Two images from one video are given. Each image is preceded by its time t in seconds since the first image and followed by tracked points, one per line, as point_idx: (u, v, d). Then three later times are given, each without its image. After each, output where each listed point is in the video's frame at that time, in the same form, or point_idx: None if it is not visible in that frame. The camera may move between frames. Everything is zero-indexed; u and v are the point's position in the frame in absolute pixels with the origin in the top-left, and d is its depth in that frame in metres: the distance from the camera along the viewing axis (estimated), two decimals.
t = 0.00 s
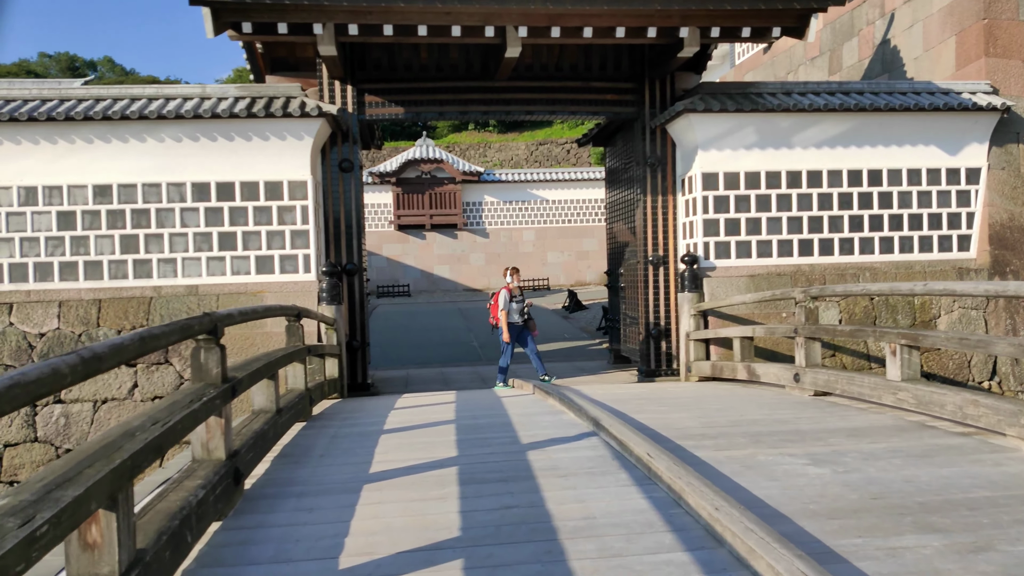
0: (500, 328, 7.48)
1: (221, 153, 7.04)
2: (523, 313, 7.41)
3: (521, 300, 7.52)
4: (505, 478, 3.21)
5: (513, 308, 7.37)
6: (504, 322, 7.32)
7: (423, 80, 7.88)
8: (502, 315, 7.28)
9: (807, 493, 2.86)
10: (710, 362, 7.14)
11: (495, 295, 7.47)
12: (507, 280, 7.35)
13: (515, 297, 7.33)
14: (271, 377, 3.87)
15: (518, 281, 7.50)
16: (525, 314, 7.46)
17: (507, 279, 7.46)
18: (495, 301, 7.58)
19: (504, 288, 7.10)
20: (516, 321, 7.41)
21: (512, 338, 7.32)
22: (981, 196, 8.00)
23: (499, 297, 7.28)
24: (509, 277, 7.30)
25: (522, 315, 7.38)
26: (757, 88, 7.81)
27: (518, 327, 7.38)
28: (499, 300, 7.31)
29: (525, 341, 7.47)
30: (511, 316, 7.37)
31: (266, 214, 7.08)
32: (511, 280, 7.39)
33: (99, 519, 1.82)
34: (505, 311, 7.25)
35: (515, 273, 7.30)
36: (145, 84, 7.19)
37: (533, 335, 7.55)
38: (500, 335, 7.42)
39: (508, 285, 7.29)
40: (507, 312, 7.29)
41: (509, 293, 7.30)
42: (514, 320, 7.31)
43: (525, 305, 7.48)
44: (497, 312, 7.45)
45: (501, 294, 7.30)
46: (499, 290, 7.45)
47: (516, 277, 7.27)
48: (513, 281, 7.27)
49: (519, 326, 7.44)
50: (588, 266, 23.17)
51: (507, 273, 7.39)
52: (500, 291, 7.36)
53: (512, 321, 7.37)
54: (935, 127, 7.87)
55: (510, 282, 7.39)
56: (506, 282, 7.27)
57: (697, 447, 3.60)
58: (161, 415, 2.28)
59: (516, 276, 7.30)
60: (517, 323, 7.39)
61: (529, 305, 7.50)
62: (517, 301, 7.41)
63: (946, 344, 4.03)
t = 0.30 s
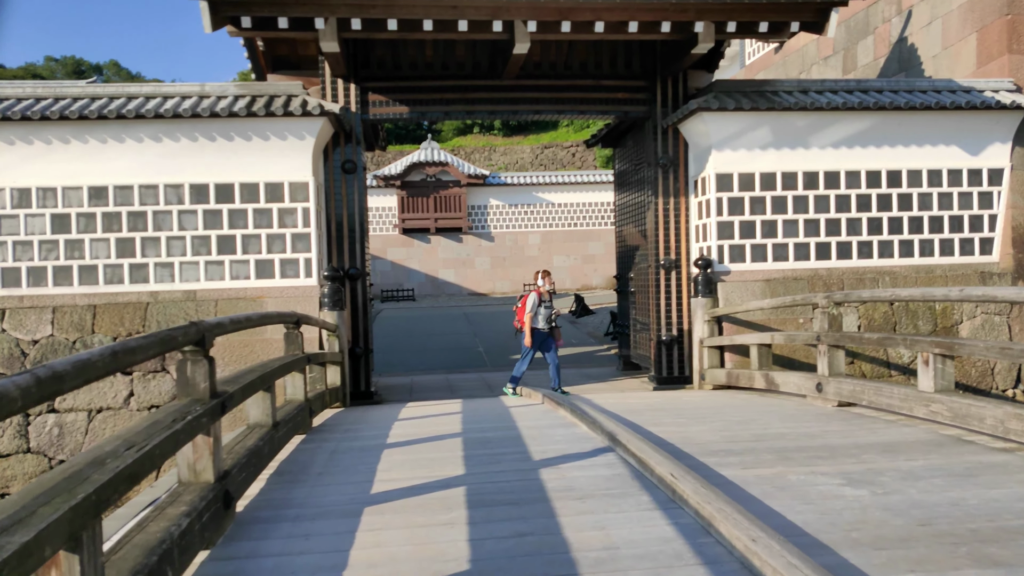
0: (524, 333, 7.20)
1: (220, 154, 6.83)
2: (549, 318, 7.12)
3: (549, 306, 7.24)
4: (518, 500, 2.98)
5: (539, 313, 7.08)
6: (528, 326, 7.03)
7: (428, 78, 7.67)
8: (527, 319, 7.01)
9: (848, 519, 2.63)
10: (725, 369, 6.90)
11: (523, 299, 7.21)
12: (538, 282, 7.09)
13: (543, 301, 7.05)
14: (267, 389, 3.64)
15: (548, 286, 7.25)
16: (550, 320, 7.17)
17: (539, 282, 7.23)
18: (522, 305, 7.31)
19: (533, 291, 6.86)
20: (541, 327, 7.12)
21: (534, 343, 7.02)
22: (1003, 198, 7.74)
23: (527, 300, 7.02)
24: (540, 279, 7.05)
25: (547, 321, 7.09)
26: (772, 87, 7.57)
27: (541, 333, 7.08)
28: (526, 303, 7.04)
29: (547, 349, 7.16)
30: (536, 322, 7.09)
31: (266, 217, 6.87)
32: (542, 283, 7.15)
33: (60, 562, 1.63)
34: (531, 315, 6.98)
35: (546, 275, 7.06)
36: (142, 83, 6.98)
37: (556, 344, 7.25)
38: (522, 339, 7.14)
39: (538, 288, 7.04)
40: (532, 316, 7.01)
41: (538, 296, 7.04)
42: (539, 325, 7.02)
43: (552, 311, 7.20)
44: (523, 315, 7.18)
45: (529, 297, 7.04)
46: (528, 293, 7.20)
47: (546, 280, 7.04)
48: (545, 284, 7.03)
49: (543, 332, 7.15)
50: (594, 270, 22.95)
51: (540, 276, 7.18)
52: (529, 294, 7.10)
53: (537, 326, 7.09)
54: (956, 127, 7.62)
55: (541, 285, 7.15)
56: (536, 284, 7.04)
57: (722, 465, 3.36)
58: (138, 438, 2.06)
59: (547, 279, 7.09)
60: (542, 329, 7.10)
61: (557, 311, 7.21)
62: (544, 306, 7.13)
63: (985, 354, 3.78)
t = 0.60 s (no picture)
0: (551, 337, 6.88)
1: (219, 155, 6.60)
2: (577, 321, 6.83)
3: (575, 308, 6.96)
4: (533, 529, 2.75)
5: (567, 316, 6.76)
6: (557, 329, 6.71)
7: (434, 77, 7.44)
8: (554, 322, 6.69)
9: (898, 556, 2.38)
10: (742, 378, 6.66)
11: (547, 301, 6.87)
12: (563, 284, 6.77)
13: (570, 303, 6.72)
14: (262, 405, 3.41)
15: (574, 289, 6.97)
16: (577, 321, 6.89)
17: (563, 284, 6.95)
18: (545, 307, 6.98)
19: (562, 292, 6.59)
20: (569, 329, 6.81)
21: (567, 347, 6.70)
22: None
23: (553, 303, 6.69)
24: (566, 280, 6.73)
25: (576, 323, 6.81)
26: (790, 86, 7.32)
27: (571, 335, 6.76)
28: (552, 306, 6.71)
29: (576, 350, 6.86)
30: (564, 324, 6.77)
31: (266, 220, 6.65)
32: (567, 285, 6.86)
33: None
34: (559, 318, 6.66)
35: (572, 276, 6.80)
36: (139, 82, 6.75)
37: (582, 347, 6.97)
38: (551, 343, 6.81)
39: (564, 289, 6.76)
40: (561, 319, 6.69)
41: (564, 298, 6.72)
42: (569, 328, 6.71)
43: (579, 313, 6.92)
44: (548, 318, 6.86)
45: (555, 299, 6.71)
46: (551, 295, 6.87)
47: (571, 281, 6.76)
48: (570, 286, 6.76)
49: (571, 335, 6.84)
50: (601, 272, 22.72)
51: (564, 278, 6.91)
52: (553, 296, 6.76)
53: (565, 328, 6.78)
54: (980, 127, 7.35)
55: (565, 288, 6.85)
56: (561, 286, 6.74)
57: (751, 490, 3.12)
58: (108, 477, 1.85)
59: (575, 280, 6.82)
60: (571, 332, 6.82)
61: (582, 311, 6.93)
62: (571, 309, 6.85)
63: None
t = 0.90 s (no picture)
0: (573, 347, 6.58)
1: (215, 157, 6.38)
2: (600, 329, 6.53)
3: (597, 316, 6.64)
4: (545, 562, 2.50)
5: (590, 324, 6.47)
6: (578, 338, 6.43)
7: (437, 77, 7.22)
8: (576, 330, 6.40)
9: None
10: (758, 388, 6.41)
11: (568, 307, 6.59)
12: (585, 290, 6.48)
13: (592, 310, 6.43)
14: (251, 423, 3.17)
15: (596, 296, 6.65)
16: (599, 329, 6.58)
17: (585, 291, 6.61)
18: (566, 314, 6.71)
19: (584, 300, 6.29)
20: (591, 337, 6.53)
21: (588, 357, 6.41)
22: None
23: (575, 310, 6.41)
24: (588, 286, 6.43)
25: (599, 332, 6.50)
26: (805, 85, 7.08)
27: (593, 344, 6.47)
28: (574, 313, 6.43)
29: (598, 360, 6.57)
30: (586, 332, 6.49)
31: (264, 224, 6.42)
32: (589, 291, 6.53)
33: None
34: (580, 326, 6.37)
35: (594, 282, 6.49)
36: (133, 82, 6.53)
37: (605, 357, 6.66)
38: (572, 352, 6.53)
39: (587, 297, 6.46)
40: (583, 327, 6.40)
41: (585, 305, 6.44)
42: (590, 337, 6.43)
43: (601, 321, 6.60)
44: (570, 327, 6.57)
45: (577, 306, 6.43)
46: (574, 302, 6.59)
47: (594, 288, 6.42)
48: (593, 293, 6.40)
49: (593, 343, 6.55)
50: (607, 277, 22.46)
51: (586, 284, 6.56)
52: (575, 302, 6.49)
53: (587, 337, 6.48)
54: (1004, 128, 7.09)
55: (587, 295, 6.53)
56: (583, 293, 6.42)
57: (780, 517, 2.87)
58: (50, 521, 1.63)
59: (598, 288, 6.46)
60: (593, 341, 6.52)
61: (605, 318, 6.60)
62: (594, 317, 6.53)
63: None
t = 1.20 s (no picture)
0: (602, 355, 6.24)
1: (211, 158, 6.15)
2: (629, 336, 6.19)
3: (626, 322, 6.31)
4: None
5: (619, 331, 6.14)
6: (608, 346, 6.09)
7: (441, 76, 6.99)
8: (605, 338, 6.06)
9: None
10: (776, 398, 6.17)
11: (596, 313, 6.25)
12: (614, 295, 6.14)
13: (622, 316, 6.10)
14: (241, 445, 2.95)
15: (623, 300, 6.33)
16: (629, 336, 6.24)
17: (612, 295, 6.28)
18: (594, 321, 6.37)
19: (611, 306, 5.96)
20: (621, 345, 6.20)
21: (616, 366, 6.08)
22: None
23: (604, 317, 6.07)
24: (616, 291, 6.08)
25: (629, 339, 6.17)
26: (822, 83, 6.83)
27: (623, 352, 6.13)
28: (603, 320, 6.09)
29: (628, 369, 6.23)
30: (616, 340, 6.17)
31: (262, 228, 6.19)
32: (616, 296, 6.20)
33: None
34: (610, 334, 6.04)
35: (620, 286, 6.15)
36: (126, 80, 6.29)
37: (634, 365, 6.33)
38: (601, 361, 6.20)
39: (614, 302, 6.12)
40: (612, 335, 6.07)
41: (614, 311, 6.10)
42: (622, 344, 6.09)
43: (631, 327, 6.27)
44: (597, 334, 6.23)
45: (605, 312, 6.09)
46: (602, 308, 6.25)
47: (621, 292, 6.08)
48: (621, 298, 6.07)
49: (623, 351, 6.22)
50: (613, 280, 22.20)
51: (613, 289, 6.25)
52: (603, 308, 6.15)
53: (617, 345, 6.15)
54: None
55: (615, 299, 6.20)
56: (611, 297, 6.08)
57: (817, 550, 2.62)
58: None
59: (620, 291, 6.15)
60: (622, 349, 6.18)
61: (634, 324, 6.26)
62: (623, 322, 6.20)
63: None
